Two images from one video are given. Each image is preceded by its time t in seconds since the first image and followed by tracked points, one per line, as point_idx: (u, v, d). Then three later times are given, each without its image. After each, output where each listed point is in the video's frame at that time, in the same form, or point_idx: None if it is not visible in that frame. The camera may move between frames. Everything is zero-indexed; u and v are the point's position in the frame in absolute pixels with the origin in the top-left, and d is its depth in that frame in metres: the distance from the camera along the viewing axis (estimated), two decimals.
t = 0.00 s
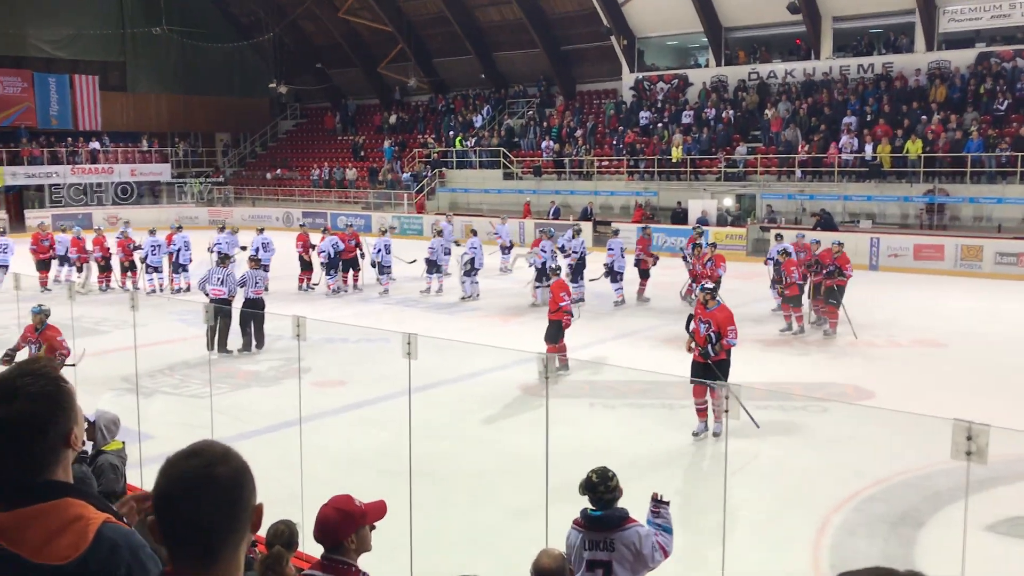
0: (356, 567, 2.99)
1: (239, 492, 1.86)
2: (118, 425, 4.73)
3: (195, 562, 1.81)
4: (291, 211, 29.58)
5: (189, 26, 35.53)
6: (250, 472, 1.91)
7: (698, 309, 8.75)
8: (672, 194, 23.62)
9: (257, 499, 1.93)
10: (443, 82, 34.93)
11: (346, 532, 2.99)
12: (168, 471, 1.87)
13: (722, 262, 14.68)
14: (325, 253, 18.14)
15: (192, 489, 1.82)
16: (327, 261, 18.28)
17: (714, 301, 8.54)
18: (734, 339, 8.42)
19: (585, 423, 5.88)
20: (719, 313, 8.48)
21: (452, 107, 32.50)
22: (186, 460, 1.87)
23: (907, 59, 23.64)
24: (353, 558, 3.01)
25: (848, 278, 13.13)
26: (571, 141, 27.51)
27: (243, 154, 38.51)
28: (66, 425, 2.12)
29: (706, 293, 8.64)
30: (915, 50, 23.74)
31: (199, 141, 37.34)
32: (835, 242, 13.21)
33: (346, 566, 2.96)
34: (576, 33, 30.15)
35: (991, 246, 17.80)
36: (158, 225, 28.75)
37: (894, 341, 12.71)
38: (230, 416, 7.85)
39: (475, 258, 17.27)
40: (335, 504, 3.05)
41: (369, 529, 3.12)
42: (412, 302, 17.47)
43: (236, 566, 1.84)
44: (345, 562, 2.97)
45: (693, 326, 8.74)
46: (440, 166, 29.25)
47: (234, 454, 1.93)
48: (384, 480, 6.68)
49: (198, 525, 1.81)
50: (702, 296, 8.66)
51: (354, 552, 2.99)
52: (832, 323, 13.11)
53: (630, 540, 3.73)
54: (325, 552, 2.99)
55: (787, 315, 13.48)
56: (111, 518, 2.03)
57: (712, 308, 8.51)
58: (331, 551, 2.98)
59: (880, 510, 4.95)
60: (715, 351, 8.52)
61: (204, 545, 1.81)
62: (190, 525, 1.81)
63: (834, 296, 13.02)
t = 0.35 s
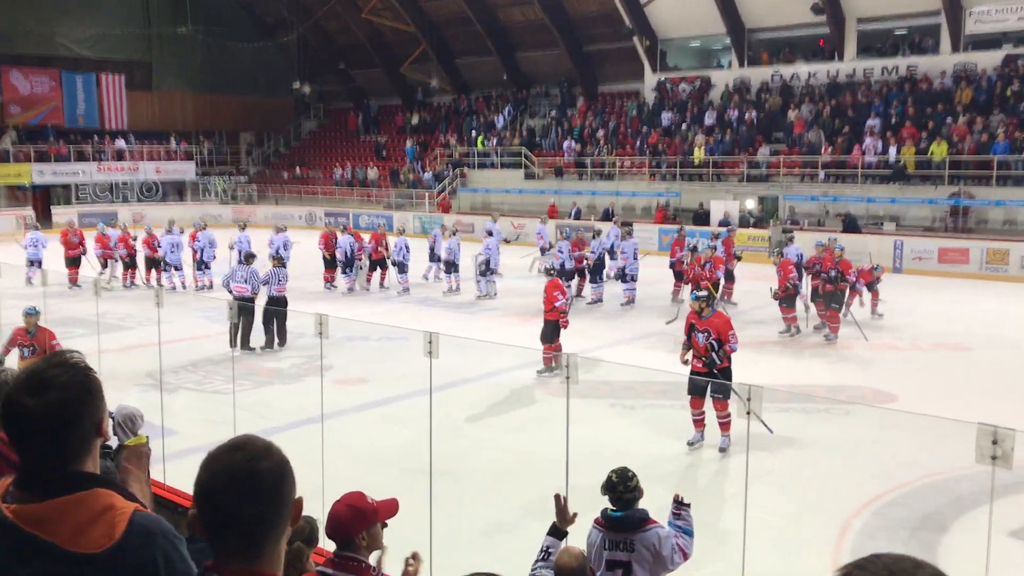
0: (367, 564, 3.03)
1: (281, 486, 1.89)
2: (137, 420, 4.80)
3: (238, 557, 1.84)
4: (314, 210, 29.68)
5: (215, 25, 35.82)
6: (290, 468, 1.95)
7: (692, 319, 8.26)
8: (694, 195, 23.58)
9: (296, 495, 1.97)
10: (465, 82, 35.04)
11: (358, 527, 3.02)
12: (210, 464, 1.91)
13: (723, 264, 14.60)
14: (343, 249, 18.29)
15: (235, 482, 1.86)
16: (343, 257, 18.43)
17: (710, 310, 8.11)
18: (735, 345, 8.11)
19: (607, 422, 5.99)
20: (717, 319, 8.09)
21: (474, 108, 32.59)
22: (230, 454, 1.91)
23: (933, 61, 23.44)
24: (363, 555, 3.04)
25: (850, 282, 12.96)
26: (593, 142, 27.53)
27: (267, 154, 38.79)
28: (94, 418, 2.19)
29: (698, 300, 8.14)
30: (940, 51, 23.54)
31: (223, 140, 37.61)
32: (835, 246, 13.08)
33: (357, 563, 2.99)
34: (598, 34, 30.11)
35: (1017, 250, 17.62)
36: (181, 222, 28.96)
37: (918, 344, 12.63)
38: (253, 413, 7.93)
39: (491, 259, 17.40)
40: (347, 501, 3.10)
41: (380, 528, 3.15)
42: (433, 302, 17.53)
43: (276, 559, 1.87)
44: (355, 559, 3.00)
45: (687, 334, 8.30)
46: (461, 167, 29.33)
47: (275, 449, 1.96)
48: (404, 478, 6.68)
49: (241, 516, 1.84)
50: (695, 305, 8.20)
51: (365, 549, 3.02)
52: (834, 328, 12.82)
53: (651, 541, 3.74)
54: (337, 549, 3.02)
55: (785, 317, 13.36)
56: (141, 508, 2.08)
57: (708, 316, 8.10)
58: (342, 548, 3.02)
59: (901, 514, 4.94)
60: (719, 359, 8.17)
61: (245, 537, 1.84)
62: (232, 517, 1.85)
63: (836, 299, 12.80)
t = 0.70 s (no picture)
0: (376, 545, 3.00)
1: (303, 468, 1.91)
2: (155, 404, 4.86)
3: (255, 538, 1.85)
4: (329, 196, 29.61)
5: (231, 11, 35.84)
6: (312, 452, 1.96)
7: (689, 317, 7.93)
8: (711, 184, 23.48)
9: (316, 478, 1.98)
10: (481, 69, 34.98)
11: (369, 508, 3.06)
12: (233, 446, 1.93)
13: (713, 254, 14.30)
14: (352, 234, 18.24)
15: (255, 464, 1.87)
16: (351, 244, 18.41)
17: (711, 309, 7.81)
18: (733, 345, 7.89)
19: (621, 412, 6.03)
20: (717, 319, 7.83)
21: (491, 95, 32.55)
22: (253, 437, 1.92)
23: (954, 50, 23.17)
24: (372, 536, 3.04)
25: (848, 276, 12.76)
26: (609, 130, 27.44)
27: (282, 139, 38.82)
28: (120, 396, 2.22)
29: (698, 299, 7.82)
30: (962, 40, 23.29)
31: (239, 126, 37.65)
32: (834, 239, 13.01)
33: (365, 543, 2.93)
34: (615, 21, 29.96)
35: None
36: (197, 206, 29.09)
37: (935, 336, 12.56)
38: (267, 398, 7.97)
39: (498, 247, 17.49)
40: (358, 483, 3.14)
41: (391, 512, 3.18)
42: (447, 289, 17.54)
43: (297, 544, 1.88)
44: (364, 539, 2.96)
45: (681, 333, 7.92)
46: (477, 154, 29.29)
47: (297, 432, 1.98)
48: (417, 466, 6.67)
49: (261, 496, 1.86)
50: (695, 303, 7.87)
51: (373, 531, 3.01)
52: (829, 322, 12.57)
53: (664, 529, 3.74)
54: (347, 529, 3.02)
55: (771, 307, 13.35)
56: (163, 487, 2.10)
57: (709, 315, 7.82)
58: (352, 529, 3.01)
59: (915, 506, 4.88)
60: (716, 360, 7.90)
61: (264, 516, 1.85)
62: (251, 498, 1.86)
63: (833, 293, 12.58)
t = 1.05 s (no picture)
0: (376, 524, 3.02)
1: (297, 443, 1.91)
2: (154, 387, 4.86)
3: (248, 513, 1.84)
4: (328, 179, 29.49)
5: None
6: (306, 427, 1.96)
7: (686, 306, 7.82)
8: (711, 166, 23.42)
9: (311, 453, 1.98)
10: (481, 52, 34.84)
11: (368, 488, 3.06)
12: (225, 421, 1.93)
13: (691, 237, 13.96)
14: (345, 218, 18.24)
15: (248, 439, 1.87)
16: (344, 228, 18.44)
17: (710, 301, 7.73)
18: (727, 342, 7.76)
19: (622, 393, 6.07)
20: (715, 312, 7.74)
21: (490, 77, 32.41)
22: (246, 413, 1.92)
23: (956, 31, 23.01)
24: (372, 514, 3.05)
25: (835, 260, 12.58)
26: (610, 112, 27.38)
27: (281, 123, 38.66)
28: (116, 372, 2.20)
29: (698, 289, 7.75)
30: (964, 21, 23.14)
31: (237, 109, 37.49)
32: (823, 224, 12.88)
33: (367, 523, 2.97)
34: (615, 3, 29.81)
35: None
36: (196, 191, 29.01)
37: (936, 318, 12.53)
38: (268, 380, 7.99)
39: (492, 230, 17.58)
40: (358, 462, 3.14)
41: (391, 490, 3.19)
42: (447, 272, 17.51)
43: (291, 519, 1.87)
44: (365, 519, 2.99)
45: (677, 321, 7.79)
46: (477, 137, 29.19)
47: (291, 407, 1.98)
48: (418, 449, 6.67)
49: (254, 470, 1.85)
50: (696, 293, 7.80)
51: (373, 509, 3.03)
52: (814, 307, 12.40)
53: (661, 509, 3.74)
54: (347, 508, 3.03)
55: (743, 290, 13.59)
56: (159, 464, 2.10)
57: (708, 307, 7.72)
58: (352, 507, 3.02)
59: (916, 485, 4.91)
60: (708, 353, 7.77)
61: (256, 490, 1.84)
62: (244, 474, 1.85)
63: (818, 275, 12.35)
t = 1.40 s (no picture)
0: (369, 505, 3.04)
1: (290, 426, 1.91)
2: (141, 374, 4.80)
3: (240, 496, 1.84)
4: (319, 161, 29.40)
5: None
6: (298, 409, 1.96)
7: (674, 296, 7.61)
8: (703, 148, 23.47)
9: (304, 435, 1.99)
10: (472, 33, 34.70)
11: (360, 470, 3.06)
12: (216, 404, 1.93)
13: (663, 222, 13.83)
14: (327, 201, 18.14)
15: (241, 423, 1.87)
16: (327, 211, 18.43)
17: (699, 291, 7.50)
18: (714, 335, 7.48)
19: (613, 375, 6.11)
20: (704, 304, 7.49)
21: (482, 58, 32.27)
22: (238, 395, 1.92)
23: (948, 11, 23.00)
24: (366, 496, 3.07)
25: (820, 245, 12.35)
26: (602, 93, 27.34)
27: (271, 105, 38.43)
28: (106, 360, 2.20)
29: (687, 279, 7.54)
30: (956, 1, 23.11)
31: (227, 91, 37.25)
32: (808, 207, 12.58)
33: (358, 505, 2.99)
34: None
35: None
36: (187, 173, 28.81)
37: (927, 298, 12.59)
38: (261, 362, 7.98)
39: (481, 211, 17.65)
40: (350, 444, 3.14)
41: (384, 472, 3.19)
42: (440, 255, 17.48)
43: (285, 500, 1.87)
44: (358, 500, 3.02)
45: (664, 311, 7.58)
46: (468, 118, 29.06)
47: (283, 389, 1.98)
48: (410, 430, 6.64)
49: (246, 453, 1.85)
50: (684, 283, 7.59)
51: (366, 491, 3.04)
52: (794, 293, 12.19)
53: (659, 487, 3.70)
54: (342, 490, 3.04)
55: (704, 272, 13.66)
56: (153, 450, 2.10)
57: (697, 298, 7.47)
58: (345, 490, 3.04)
59: (907, 465, 4.98)
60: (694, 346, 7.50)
61: (249, 472, 1.84)
62: (237, 457, 1.86)
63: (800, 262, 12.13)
